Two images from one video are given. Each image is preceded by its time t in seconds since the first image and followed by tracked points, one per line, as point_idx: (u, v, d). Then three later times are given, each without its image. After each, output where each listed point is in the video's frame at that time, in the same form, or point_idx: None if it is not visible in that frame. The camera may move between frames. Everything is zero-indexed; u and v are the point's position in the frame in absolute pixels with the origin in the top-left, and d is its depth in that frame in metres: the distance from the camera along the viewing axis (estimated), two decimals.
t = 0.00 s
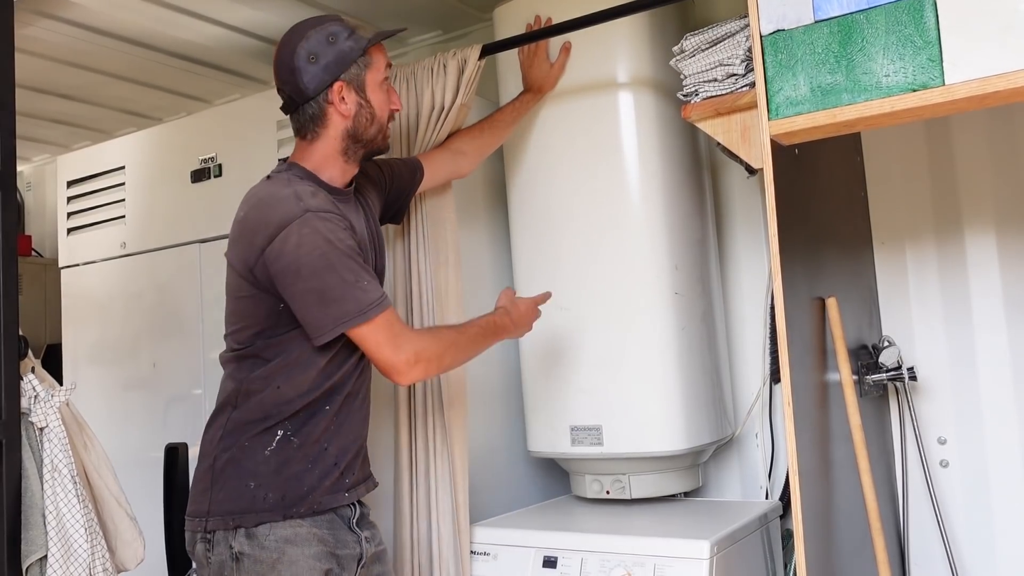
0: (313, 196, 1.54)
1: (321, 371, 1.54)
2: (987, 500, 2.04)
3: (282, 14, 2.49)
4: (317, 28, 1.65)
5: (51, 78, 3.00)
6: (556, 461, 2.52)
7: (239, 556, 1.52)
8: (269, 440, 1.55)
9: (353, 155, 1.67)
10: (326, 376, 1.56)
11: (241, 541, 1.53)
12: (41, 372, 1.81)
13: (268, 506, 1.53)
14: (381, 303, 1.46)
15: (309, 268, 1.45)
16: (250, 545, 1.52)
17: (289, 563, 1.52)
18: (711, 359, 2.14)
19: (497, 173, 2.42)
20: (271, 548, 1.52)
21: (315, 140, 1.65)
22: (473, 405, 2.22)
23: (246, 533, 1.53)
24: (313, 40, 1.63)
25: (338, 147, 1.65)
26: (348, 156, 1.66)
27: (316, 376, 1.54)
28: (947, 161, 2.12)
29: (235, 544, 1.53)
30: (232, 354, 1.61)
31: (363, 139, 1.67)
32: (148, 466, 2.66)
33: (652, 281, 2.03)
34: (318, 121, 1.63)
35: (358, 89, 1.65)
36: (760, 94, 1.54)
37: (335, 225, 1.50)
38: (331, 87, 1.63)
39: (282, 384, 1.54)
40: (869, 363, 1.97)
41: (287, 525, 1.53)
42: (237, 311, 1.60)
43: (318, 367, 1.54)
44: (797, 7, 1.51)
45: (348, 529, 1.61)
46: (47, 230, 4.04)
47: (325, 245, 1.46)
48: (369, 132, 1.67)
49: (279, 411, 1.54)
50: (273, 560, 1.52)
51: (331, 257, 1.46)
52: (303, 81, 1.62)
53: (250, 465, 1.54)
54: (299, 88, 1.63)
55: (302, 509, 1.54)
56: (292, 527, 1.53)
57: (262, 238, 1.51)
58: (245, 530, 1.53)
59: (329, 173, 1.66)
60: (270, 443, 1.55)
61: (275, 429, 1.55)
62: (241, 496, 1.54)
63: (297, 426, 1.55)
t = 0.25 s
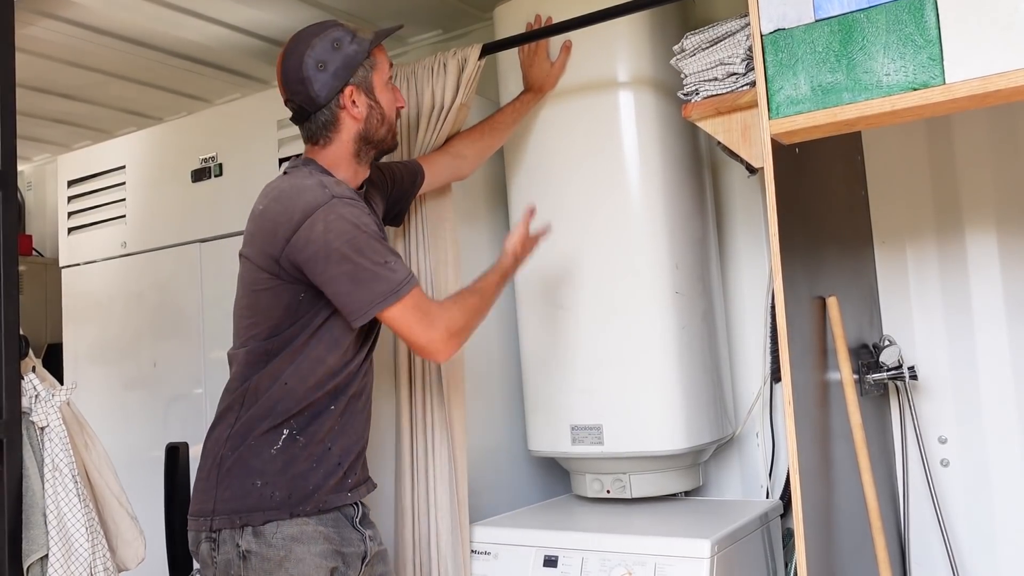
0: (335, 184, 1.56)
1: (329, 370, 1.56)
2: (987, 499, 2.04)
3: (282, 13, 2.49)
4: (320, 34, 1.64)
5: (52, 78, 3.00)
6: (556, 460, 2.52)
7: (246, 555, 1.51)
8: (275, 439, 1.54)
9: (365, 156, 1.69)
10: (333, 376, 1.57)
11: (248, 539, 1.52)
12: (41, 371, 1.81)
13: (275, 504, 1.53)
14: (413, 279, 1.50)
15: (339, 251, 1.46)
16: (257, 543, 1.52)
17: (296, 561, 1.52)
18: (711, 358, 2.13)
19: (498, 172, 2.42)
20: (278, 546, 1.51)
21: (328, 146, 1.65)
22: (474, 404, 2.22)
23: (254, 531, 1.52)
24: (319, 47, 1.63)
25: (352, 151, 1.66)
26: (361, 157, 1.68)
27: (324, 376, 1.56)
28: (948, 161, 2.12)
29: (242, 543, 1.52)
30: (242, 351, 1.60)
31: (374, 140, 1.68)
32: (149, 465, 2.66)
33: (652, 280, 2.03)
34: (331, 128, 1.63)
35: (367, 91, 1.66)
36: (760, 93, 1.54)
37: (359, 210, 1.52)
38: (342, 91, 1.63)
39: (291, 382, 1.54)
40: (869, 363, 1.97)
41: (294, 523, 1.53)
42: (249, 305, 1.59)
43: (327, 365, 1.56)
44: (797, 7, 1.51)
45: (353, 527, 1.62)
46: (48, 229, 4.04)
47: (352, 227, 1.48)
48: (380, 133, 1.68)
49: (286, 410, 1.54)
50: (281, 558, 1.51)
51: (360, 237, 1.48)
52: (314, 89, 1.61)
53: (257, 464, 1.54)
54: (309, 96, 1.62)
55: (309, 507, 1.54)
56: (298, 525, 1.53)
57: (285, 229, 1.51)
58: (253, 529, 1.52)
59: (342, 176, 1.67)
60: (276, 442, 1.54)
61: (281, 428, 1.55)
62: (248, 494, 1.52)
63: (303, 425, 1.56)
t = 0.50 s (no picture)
0: (326, 185, 1.55)
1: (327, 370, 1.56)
2: (988, 498, 2.04)
3: (283, 12, 2.49)
4: (331, 26, 1.67)
5: (53, 77, 3.00)
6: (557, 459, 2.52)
7: (242, 553, 1.51)
8: (272, 437, 1.54)
9: (361, 154, 1.66)
10: (332, 376, 1.57)
11: (244, 538, 1.52)
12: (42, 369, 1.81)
13: (271, 503, 1.53)
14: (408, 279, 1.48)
15: (328, 252, 1.46)
16: (253, 542, 1.52)
17: (292, 560, 1.52)
18: (712, 357, 2.13)
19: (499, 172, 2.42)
20: (274, 545, 1.52)
21: (324, 137, 1.65)
22: (474, 403, 2.22)
23: (250, 530, 1.52)
24: (325, 38, 1.65)
25: (347, 145, 1.65)
26: (356, 154, 1.66)
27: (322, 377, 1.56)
28: (949, 160, 2.11)
29: (238, 541, 1.52)
30: (239, 351, 1.60)
31: (372, 139, 1.66)
32: (150, 464, 2.66)
33: (653, 279, 2.03)
34: (328, 118, 1.64)
35: (368, 87, 1.65)
36: (762, 92, 1.54)
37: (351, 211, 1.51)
38: (341, 83, 1.63)
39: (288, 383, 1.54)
40: (870, 362, 1.96)
41: (289, 522, 1.53)
42: (245, 306, 1.59)
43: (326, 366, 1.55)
44: (799, 6, 1.51)
45: (350, 526, 1.62)
46: (49, 228, 4.04)
47: (339, 225, 1.48)
48: (378, 132, 1.66)
49: (285, 410, 1.54)
50: (276, 557, 1.52)
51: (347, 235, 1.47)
52: (315, 78, 1.63)
53: (253, 462, 1.54)
54: (310, 84, 1.64)
55: (305, 506, 1.54)
56: (294, 524, 1.53)
57: (277, 230, 1.51)
58: (248, 527, 1.52)
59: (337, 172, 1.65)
60: (273, 441, 1.55)
61: (278, 427, 1.55)
62: (244, 493, 1.53)
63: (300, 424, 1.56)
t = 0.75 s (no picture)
0: (297, 208, 1.52)
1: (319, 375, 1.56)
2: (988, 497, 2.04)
3: (284, 12, 2.49)
4: (361, 29, 1.67)
5: (53, 76, 3.00)
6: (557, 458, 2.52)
7: (238, 552, 1.51)
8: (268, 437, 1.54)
9: (358, 162, 1.65)
10: (324, 380, 1.58)
11: (240, 537, 1.52)
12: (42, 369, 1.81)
13: (267, 502, 1.53)
14: (292, 339, 1.36)
15: (252, 272, 1.43)
16: (250, 541, 1.52)
17: (288, 559, 1.52)
18: (712, 356, 2.13)
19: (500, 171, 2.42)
20: (270, 544, 1.52)
21: (327, 137, 1.64)
22: (475, 402, 2.22)
23: (246, 529, 1.52)
24: (352, 39, 1.65)
25: (346, 150, 1.64)
26: (355, 161, 1.65)
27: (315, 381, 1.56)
28: (949, 159, 2.11)
29: (235, 540, 1.52)
30: (230, 355, 1.59)
31: (372, 148, 1.65)
32: (150, 463, 2.66)
33: (653, 277, 2.03)
34: (334, 117, 1.63)
35: (380, 98, 1.65)
36: (762, 91, 1.54)
37: (297, 245, 1.45)
38: (355, 87, 1.63)
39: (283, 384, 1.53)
40: (870, 361, 1.96)
41: (285, 522, 1.53)
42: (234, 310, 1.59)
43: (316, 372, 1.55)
44: (799, 5, 1.51)
45: (347, 526, 1.62)
46: (50, 227, 4.05)
47: (276, 261, 1.42)
48: (380, 143, 1.65)
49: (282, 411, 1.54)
50: (272, 556, 1.51)
51: (277, 275, 1.40)
52: (332, 74, 1.64)
53: (249, 462, 1.54)
54: (325, 79, 1.64)
55: (301, 506, 1.54)
56: (291, 523, 1.53)
57: (241, 235, 1.54)
58: (244, 527, 1.52)
59: (333, 175, 1.64)
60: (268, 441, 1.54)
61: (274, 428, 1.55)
62: (240, 493, 1.53)
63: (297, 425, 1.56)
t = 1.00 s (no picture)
0: (277, 208, 1.51)
1: (312, 376, 1.56)
2: (988, 496, 2.04)
3: (284, 11, 2.49)
4: (379, 33, 1.66)
5: (53, 76, 3.00)
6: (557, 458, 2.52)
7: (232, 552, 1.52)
8: (261, 436, 1.53)
9: (357, 165, 1.64)
10: (318, 382, 1.57)
11: (234, 536, 1.52)
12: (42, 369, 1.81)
13: (258, 503, 1.52)
14: (242, 341, 1.37)
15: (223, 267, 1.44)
16: (243, 541, 1.52)
17: (282, 559, 1.52)
18: (712, 356, 2.13)
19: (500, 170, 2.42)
20: (263, 544, 1.52)
21: (330, 135, 1.64)
22: (475, 402, 2.22)
23: (239, 529, 1.52)
24: (368, 40, 1.64)
25: (347, 152, 1.63)
26: (353, 163, 1.64)
27: (309, 382, 1.56)
28: (949, 157, 2.11)
29: (229, 539, 1.53)
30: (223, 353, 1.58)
31: (373, 154, 1.63)
32: (150, 463, 2.66)
33: (654, 276, 2.03)
34: (339, 117, 1.63)
35: (386, 104, 1.63)
36: (761, 90, 1.54)
37: (269, 245, 1.44)
38: (362, 90, 1.62)
39: (275, 385, 1.53)
40: (870, 361, 1.96)
41: (278, 522, 1.53)
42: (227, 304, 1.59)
43: (307, 373, 1.55)
44: (799, 4, 1.51)
45: (342, 526, 1.62)
46: (49, 227, 4.05)
47: (248, 263, 1.42)
48: (380, 150, 1.63)
49: (276, 412, 1.53)
50: (265, 556, 1.52)
51: (244, 278, 1.40)
52: (341, 73, 1.63)
53: (242, 461, 1.53)
54: (334, 77, 1.64)
55: (293, 507, 1.54)
56: (284, 524, 1.53)
57: (226, 229, 1.56)
58: (238, 526, 1.52)
59: (332, 175, 1.64)
60: (262, 440, 1.53)
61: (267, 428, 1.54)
62: (233, 493, 1.52)
63: (292, 425, 1.55)
